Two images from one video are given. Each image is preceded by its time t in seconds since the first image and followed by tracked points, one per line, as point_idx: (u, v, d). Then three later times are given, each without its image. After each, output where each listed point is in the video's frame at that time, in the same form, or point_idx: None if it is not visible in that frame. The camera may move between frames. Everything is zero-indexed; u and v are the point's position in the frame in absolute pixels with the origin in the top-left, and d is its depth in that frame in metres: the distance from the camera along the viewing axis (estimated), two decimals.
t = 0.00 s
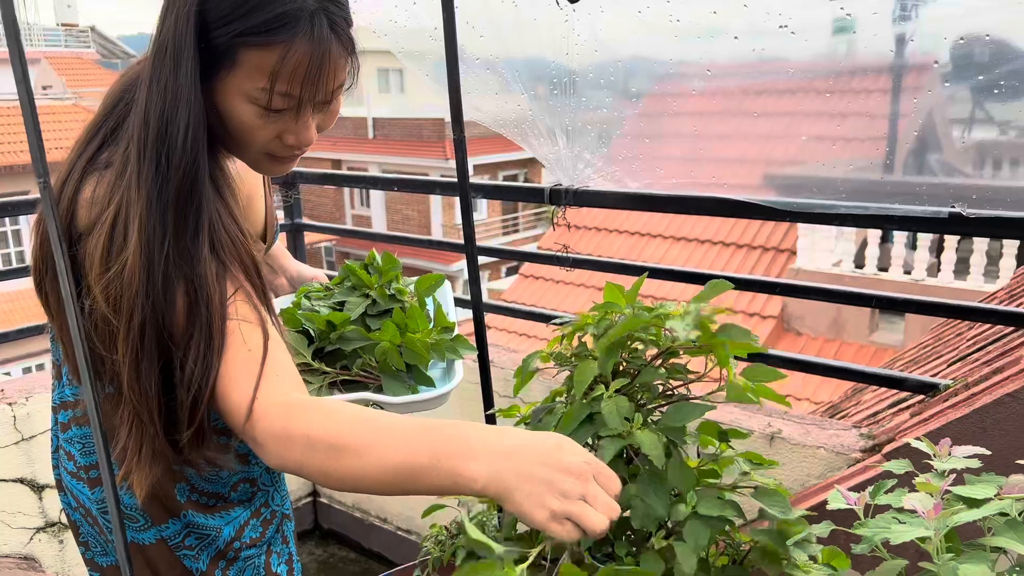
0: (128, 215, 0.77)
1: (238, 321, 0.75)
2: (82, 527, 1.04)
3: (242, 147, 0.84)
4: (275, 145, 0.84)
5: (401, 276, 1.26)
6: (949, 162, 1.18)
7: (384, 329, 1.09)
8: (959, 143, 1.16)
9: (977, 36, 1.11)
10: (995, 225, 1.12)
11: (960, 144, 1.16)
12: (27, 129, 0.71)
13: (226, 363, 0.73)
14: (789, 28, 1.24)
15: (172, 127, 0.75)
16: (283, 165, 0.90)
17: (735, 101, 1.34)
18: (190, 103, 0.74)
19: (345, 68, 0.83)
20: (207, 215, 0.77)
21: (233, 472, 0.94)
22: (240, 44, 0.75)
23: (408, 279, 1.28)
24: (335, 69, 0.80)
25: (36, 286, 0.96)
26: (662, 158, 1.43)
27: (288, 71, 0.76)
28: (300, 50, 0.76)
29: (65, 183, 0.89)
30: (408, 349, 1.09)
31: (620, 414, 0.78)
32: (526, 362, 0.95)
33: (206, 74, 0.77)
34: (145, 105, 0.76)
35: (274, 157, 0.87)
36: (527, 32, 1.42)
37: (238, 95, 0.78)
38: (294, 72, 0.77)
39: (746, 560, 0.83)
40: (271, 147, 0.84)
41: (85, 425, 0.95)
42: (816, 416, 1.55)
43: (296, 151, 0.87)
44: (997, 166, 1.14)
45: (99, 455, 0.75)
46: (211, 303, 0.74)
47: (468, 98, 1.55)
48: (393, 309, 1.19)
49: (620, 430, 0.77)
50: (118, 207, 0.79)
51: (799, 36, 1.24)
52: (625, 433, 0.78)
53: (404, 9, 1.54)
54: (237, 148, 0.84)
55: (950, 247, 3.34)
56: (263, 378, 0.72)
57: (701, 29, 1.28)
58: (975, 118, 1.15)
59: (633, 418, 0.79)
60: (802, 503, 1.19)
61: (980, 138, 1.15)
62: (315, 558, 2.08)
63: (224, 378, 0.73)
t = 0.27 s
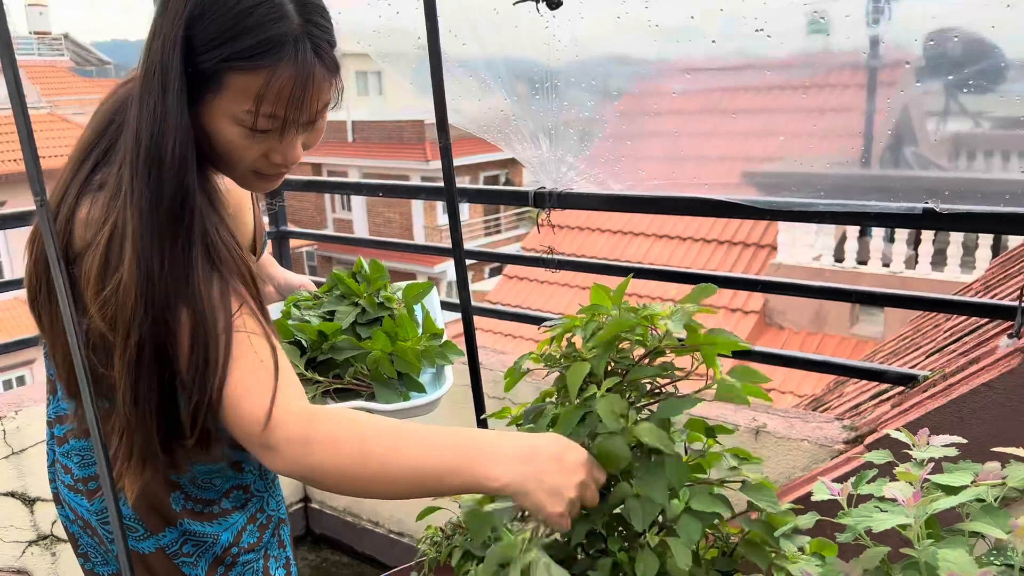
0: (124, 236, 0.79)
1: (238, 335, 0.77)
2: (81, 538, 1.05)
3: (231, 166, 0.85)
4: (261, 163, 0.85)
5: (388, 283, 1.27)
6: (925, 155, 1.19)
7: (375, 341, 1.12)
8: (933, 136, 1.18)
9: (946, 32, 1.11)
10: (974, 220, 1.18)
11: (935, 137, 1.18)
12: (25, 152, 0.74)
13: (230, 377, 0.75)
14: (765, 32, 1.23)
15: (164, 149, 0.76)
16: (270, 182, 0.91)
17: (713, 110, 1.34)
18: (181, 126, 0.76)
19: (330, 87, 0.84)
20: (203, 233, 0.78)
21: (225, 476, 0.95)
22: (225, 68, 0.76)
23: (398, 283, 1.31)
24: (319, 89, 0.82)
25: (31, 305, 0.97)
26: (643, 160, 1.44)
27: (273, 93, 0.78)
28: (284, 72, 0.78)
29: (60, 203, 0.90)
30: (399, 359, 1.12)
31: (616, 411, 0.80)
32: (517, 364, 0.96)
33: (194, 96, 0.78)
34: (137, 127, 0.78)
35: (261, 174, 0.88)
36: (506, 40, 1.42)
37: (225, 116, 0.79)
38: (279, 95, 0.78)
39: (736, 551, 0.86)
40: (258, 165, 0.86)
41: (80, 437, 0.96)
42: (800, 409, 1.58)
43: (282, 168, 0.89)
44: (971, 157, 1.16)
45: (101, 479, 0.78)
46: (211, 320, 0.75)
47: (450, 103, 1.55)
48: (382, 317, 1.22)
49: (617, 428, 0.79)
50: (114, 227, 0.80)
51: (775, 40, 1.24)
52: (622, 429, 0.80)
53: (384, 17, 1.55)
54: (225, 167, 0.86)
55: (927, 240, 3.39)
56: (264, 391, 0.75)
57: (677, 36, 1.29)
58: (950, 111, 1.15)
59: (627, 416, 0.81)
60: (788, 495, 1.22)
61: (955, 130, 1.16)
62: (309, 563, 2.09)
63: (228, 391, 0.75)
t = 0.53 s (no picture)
0: (119, 243, 0.80)
1: (241, 334, 0.79)
2: (65, 553, 1.04)
3: (218, 171, 0.86)
4: (248, 168, 0.87)
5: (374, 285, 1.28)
6: (893, 148, 1.20)
7: (368, 340, 1.12)
8: (901, 129, 1.19)
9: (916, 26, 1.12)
10: (950, 212, 1.21)
11: (903, 129, 1.18)
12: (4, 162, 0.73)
13: (243, 375, 0.78)
14: (739, 29, 1.23)
15: (155, 156, 0.77)
16: (256, 187, 0.92)
17: (688, 108, 1.33)
18: (172, 132, 0.77)
19: (316, 91, 0.86)
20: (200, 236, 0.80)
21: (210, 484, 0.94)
22: (212, 73, 0.77)
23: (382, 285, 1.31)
24: (306, 92, 0.83)
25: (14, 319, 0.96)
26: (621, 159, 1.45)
27: (261, 97, 0.79)
28: (271, 77, 0.79)
29: (45, 215, 0.90)
30: (392, 358, 1.12)
31: (604, 409, 0.81)
32: (505, 363, 0.97)
33: (182, 102, 0.79)
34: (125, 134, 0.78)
35: (247, 179, 0.89)
36: (483, 42, 1.43)
37: (212, 121, 0.80)
38: (267, 100, 0.80)
39: (728, 543, 0.87)
40: (245, 170, 0.87)
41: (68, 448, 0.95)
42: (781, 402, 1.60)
43: (269, 172, 0.90)
44: (938, 150, 1.17)
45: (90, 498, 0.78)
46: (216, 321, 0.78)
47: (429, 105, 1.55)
48: (370, 318, 1.22)
49: (607, 425, 0.80)
50: (106, 235, 0.81)
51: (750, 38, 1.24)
52: (610, 428, 0.81)
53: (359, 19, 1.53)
54: (212, 172, 0.87)
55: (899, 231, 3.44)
56: (270, 395, 0.78)
57: (652, 35, 1.29)
58: (916, 103, 1.16)
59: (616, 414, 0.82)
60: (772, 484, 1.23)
61: (922, 123, 1.16)
62: (295, 571, 2.08)
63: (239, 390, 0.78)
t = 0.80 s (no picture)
0: (104, 247, 0.80)
1: (235, 337, 0.81)
2: (46, 563, 1.03)
3: (200, 173, 0.86)
4: (230, 169, 0.86)
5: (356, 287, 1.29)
6: (858, 144, 1.23)
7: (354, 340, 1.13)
8: (864, 125, 1.22)
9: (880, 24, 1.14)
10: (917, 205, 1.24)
11: (867, 126, 1.21)
12: None
13: (234, 376, 0.79)
14: (711, 30, 1.25)
15: (140, 158, 0.77)
16: (239, 189, 0.92)
17: (660, 109, 1.35)
18: (155, 134, 0.77)
19: (299, 91, 0.86)
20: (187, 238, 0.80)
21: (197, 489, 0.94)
22: (194, 74, 0.77)
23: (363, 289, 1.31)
24: (289, 93, 0.83)
25: None
26: (596, 160, 1.46)
27: (243, 97, 0.79)
28: (254, 76, 0.79)
29: (26, 219, 0.90)
30: (378, 358, 1.13)
31: (592, 406, 0.82)
32: (489, 364, 0.98)
33: (165, 103, 0.78)
34: (107, 137, 0.78)
35: (229, 180, 0.89)
36: (458, 46, 1.43)
37: (194, 122, 0.80)
38: (249, 101, 0.80)
39: (713, 535, 0.89)
40: (227, 171, 0.86)
41: (50, 455, 0.95)
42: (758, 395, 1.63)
43: (252, 174, 0.90)
44: (899, 145, 1.20)
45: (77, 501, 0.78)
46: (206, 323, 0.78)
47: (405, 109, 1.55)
48: (354, 319, 1.23)
49: (597, 421, 0.81)
50: (90, 238, 0.81)
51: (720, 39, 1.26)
52: (599, 424, 0.82)
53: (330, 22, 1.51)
54: (195, 174, 0.87)
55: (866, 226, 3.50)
56: (266, 392, 0.79)
57: (626, 37, 1.31)
58: (878, 100, 1.19)
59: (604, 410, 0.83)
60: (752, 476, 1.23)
61: (885, 120, 1.20)
62: None
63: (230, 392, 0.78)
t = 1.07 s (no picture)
0: (93, 253, 0.80)
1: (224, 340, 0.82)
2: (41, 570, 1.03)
3: (187, 178, 0.87)
4: (217, 173, 0.87)
5: (347, 288, 1.30)
6: (830, 145, 1.27)
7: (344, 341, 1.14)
8: (834, 125, 1.25)
9: (855, 28, 1.17)
10: (892, 203, 1.23)
11: (836, 126, 1.25)
12: None
13: (224, 378, 0.80)
14: (690, 36, 1.28)
15: (128, 165, 0.77)
16: (226, 192, 0.92)
17: (644, 112, 1.38)
18: (144, 140, 0.77)
19: (283, 94, 0.86)
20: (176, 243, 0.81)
21: (195, 491, 0.96)
22: (180, 80, 0.77)
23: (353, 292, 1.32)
24: (274, 97, 0.84)
25: None
26: (578, 165, 1.48)
27: (228, 102, 0.80)
28: (238, 81, 0.79)
29: (15, 228, 0.90)
30: (369, 358, 1.15)
31: (588, 403, 0.84)
32: (482, 367, 1.00)
33: (151, 110, 0.79)
34: (96, 144, 0.79)
35: (217, 184, 0.89)
36: (443, 55, 1.44)
37: (180, 128, 0.81)
38: (234, 105, 0.80)
39: (705, 528, 0.91)
40: (214, 175, 0.87)
41: (45, 461, 0.95)
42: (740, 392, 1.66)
43: (239, 177, 0.90)
44: (870, 145, 1.25)
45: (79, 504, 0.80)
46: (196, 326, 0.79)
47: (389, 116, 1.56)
48: (344, 320, 1.24)
49: (592, 418, 0.83)
50: (80, 245, 0.81)
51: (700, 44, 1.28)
52: (593, 421, 0.84)
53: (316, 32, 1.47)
54: (182, 179, 0.87)
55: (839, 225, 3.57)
56: (254, 395, 0.80)
57: (608, 45, 1.32)
58: (847, 100, 1.23)
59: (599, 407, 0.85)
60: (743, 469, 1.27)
61: (854, 120, 1.24)
62: None
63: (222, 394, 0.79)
